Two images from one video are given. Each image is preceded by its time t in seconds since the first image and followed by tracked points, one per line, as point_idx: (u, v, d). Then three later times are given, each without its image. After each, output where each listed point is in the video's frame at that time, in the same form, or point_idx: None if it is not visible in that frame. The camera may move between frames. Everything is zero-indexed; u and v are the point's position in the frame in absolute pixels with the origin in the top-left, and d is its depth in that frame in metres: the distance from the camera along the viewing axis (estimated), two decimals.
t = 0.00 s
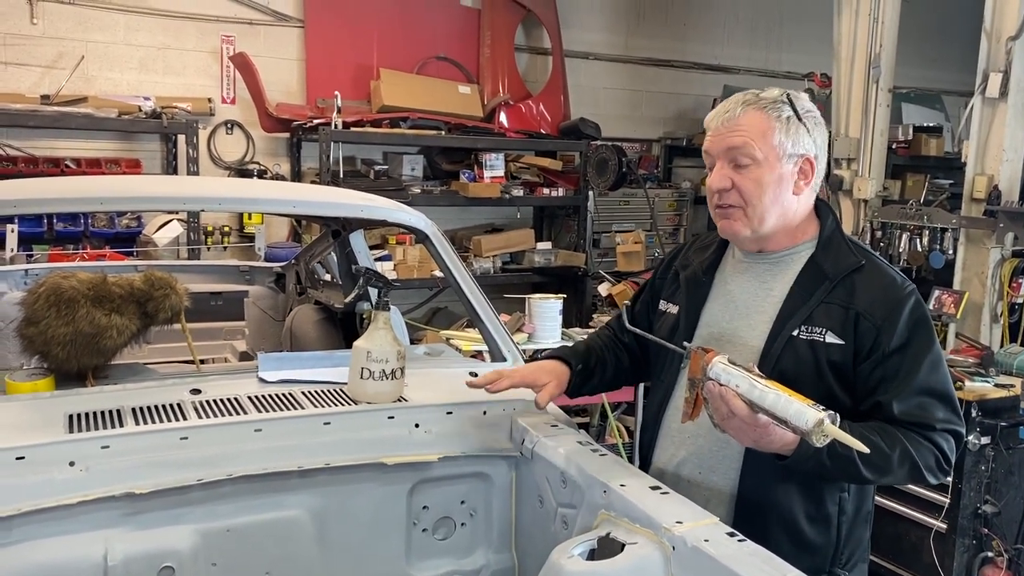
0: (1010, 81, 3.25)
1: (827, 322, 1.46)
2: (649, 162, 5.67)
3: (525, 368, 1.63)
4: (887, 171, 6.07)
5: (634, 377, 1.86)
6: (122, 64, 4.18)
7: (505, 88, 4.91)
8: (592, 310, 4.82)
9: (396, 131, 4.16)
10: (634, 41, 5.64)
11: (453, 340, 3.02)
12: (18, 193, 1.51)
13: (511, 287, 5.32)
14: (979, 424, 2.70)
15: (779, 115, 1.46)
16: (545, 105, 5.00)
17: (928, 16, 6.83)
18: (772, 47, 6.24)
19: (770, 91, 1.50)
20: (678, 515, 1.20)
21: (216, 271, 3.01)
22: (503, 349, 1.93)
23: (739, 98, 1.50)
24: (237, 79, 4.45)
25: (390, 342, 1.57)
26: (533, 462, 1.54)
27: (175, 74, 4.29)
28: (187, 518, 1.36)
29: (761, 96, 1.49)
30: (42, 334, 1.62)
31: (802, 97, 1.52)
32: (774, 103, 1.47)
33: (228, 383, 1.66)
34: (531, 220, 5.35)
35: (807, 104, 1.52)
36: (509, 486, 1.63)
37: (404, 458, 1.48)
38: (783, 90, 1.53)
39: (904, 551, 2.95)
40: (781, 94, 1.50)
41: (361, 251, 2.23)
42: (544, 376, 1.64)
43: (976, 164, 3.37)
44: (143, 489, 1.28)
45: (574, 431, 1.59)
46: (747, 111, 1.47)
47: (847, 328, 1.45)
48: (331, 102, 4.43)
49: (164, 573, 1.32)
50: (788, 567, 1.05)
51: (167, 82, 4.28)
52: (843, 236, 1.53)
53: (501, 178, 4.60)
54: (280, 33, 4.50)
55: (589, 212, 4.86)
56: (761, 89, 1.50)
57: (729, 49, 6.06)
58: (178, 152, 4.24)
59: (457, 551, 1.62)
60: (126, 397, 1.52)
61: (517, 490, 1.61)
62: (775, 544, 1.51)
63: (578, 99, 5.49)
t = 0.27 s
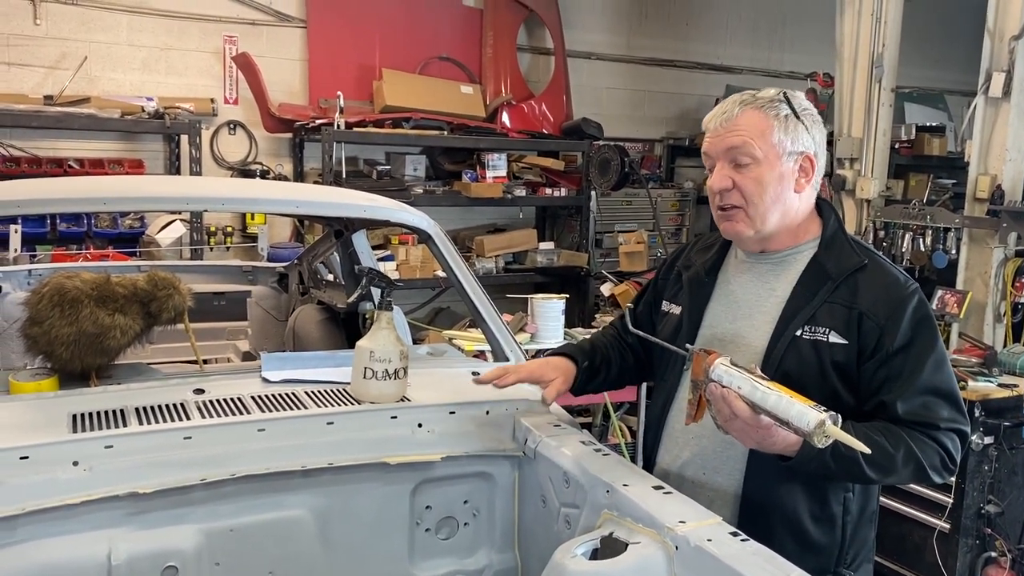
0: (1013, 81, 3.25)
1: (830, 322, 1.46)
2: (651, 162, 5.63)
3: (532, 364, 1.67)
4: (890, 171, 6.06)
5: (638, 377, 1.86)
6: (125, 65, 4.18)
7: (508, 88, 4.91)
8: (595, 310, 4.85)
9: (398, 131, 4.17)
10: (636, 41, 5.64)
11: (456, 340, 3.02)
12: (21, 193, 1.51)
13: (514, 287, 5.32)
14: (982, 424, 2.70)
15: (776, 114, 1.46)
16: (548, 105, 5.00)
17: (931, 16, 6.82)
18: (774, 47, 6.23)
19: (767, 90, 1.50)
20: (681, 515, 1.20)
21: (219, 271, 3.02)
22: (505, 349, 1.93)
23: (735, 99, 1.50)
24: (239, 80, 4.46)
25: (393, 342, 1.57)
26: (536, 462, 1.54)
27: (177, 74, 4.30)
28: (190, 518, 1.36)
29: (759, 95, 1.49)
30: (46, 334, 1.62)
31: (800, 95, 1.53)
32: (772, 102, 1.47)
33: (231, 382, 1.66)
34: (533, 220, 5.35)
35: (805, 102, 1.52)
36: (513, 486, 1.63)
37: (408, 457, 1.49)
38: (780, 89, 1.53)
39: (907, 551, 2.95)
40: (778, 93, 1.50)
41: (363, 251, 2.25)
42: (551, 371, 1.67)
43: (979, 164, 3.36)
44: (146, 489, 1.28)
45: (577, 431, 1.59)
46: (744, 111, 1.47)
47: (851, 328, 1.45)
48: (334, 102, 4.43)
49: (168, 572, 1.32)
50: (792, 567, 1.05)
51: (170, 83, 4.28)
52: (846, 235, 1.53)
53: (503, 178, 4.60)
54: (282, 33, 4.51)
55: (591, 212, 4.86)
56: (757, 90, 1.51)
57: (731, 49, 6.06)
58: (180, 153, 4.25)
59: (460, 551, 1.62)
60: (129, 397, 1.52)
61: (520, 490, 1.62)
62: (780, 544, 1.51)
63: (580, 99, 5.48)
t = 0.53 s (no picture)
0: (1015, 81, 3.24)
1: (833, 322, 1.46)
2: (653, 162, 5.64)
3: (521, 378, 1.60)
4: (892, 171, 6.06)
5: (635, 379, 1.86)
6: (127, 66, 4.19)
7: (510, 88, 4.91)
8: (596, 310, 4.85)
9: (400, 131, 4.17)
10: (638, 41, 5.64)
11: (458, 340, 3.02)
12: (24, 194, 1.52)
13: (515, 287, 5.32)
14: (984, 424, 2.70)
15: (778, 112, 1.46)
16: (550, 105, 5.00)
17: (933, 15, 6.82)
18: (776, 47, 6.24)
19: (769, 89, 1.51)
20: (683, 515, 1.20)
21: (222, 271, 3.02)
22: (507, 349, 1.93)
23: (737, 98, 1.50)
24: (241, 80, 4.46)
25: (395, 342, 1.57)
26: (539, 462, 1.54)
27: (179, 75, 4.30)
28: (192, 518, 1.36)
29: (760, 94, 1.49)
30: (49, 334, 1.63)
31: (801, 95, 1.53)
32: (774, 101, 1.47)
33: (234, 383, 1.66)
34: (535, 220, 5.35)
35: (806, 101, 1.52)
36: (515, 486, 1.63)
37: (410, 458, 1.49)
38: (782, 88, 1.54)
39: (909, 551, 2.95)
40: (779, 92, 1.50)
41: (365, 251, 2.24)
42: (540, 385, 1.61)
43: (981, 163, 3.36)
44: (149, 489, 1.28)
45: (579, 431, 1.59)
46: (747, 110, 1.47)
47: (853, 328, 1.44)
48: (336, 102, 4.44)
49: (170, 572, 1.33)
50: (794, 566, 1.05)
51: (172, 83, 4.29)
52: (848, 235, 1.53)
53: (505, 179, 4.60)
54: (284, 34, 4.51)
55: (593, 212, 4.86)
56: (759, 89, 1.51)
57: (733, 49, 6.06)
58: (183, 153, 4.25)
59: (462, 551, 1.62)
60: (131, 398, 1.53)
61: (522, 489, 1.62)
62: (784, 544, 1.51)
63: (582, 99, 5.49)
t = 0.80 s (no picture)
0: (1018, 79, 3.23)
1: (835, 322, 1.46)
2: (654, 163, 5.66)
3: (531, 358, 1.62)
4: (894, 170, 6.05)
5: (635, 378, 1.86)
6: (129, 66, 4.19)
7: (512, 88, 4.91)
8: (598, 310, 4.85)
9: (402, 131, 4.17)
10: (640, 41, 5.64)
11: (460, 340, 3.02)
12: (26, 194, 1.52)
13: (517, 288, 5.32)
14: (987, 424, 2.69)
15: (780, 112, 1.46)
16: (551, 105, 5.00)
17: (936, 14, 6.81)
18: (778, 47, 6.23)
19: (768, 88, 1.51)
20: (685, 515, 1.20)
21: (224, 271, 3.02)
22: (509, 350, 1.93)
23: (737, 98, 1.50)
24: (243, 80, 4.46)
25: (397, 342, 1.57)
26: (541, 462, 1.54)
27: (181, 75, 4.31)
28: (194, 518, 1.36)
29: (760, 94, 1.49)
30: (51, 334, 1.63)
31: (800, 94, 1.53)
32: (774, 101, 1.47)
33: (236, 383, 1.66)
34: (537, 220, 5.35)
35: (805, 100, 1.52)
36: (517, 486, 1.63)
37: (411, 457, 1.49)
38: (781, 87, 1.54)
39: (912, 551, 2.94)
40: (779, 92, 1.50)
41: (367, 251, 2.24)
42: (549, 366, 1.64)
43: (984, 162, 3.35)
44: (151, 489, 1.28)
45: (581, 431, 1.59)
46: (748, 110, 1.47)
47: (855, 328, 1.44)
48: (338, 103, 4.44)
49: (172, 572, 1.33)
50: (796, 567, 1.05)
51: (174, 83, 4.29)
52: (849, 234, 1.53)
53: (507, 178, 4.60)
54: (286, 34, 4.52)
55: (595, 211, 4.86)
56: (759, 89, 1.51)
57: (735, 49, 6.05)
58: (185, 153, 4.25)
59: (464, 551, 1.62)
60: (134, 398, 1.53)
61: (525, 489, 1.61)
62: (786, 544, 1.51)
63: (584, 99, 5.48)
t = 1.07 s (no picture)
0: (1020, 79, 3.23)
1: (836, 322, 1.46)
2: (656, 162, 5.64)
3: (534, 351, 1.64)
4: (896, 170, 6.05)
5: (633, 379, 1.86)
6: (131, 66, 4.20)
7: (513, 88, 4.91)
8: (599, 310, 4.85)
9: (404, 131, 4.17)
10: (641, 40, 5.63)
11: (461, 340, 3.02)
12: (27, 194, 1.52)
13: (519, 287, 5.32)
14: (989, 424, 2.69)
15: (792, 113, 1.46)
16: (553, 105, 5.00)
17: (938, 14, 6.80)
18: (780, 46, 6.23)
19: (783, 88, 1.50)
20: (686, 515, 1.20)
21: (226, 271, 3.02)
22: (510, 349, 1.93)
23: (750, 95, 1.49)
24: (245, 80, 4.46)
25: (398, 342, 1.57)
26: (542, 461, 1.54)
27: (183, 75, 4.31)
28: (196, 518, 1.36)
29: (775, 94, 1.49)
30: (53, 334, 1.63)
31: (812, 95, 1.53)
32: (788, 101, 1.46)
33: (237, 383, 1.66)
34: (538, 220, 5.35)
35: (817, 102, 1.52)
36: (518, 486, 1.63)
37: (412, 457, 1.49)
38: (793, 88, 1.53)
39: (914, 551, 2.94)
40: (793, 92, 1.50)
41: (369, 251, 2.22)
42: (550, 360, 1.65)
43: (986, 162, 3.35)
44: (153, 489, 1.29)
45: (582, 430, 1.59)
46: (761, 109, 1.46)
47: (856, 328, 1.44)
48: (339, 102, 4.44)
49: (174, 572, 1.33)
50: (797, 566, 1.05)
51: (176, 84, 4.30)
52: (849, 235, 1.53)
53: (508, 178, 4.60)
54: (288, 34, 4.52)
55: (596, 211, 4.86)
56: (772, 88, 1.50)
57: (736, 48, 6.05)
58: (187, 153, 4.26)
59: (465, 551, 1.62)
60: (135, 397, 1.53)
61: (526, 489, 1.61)
62: (785, 544, 1.51)
63: (585, 98, 5.48)
